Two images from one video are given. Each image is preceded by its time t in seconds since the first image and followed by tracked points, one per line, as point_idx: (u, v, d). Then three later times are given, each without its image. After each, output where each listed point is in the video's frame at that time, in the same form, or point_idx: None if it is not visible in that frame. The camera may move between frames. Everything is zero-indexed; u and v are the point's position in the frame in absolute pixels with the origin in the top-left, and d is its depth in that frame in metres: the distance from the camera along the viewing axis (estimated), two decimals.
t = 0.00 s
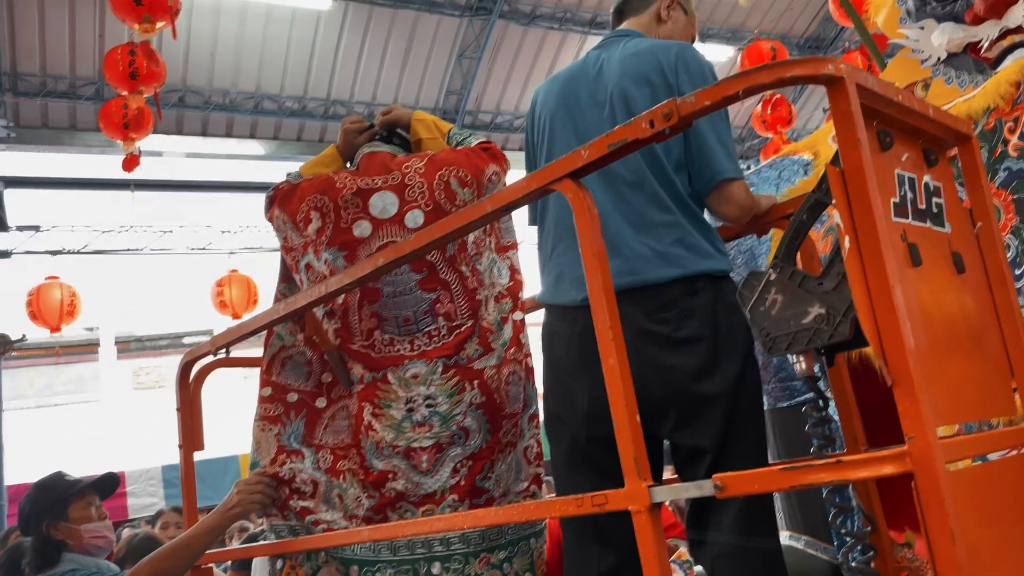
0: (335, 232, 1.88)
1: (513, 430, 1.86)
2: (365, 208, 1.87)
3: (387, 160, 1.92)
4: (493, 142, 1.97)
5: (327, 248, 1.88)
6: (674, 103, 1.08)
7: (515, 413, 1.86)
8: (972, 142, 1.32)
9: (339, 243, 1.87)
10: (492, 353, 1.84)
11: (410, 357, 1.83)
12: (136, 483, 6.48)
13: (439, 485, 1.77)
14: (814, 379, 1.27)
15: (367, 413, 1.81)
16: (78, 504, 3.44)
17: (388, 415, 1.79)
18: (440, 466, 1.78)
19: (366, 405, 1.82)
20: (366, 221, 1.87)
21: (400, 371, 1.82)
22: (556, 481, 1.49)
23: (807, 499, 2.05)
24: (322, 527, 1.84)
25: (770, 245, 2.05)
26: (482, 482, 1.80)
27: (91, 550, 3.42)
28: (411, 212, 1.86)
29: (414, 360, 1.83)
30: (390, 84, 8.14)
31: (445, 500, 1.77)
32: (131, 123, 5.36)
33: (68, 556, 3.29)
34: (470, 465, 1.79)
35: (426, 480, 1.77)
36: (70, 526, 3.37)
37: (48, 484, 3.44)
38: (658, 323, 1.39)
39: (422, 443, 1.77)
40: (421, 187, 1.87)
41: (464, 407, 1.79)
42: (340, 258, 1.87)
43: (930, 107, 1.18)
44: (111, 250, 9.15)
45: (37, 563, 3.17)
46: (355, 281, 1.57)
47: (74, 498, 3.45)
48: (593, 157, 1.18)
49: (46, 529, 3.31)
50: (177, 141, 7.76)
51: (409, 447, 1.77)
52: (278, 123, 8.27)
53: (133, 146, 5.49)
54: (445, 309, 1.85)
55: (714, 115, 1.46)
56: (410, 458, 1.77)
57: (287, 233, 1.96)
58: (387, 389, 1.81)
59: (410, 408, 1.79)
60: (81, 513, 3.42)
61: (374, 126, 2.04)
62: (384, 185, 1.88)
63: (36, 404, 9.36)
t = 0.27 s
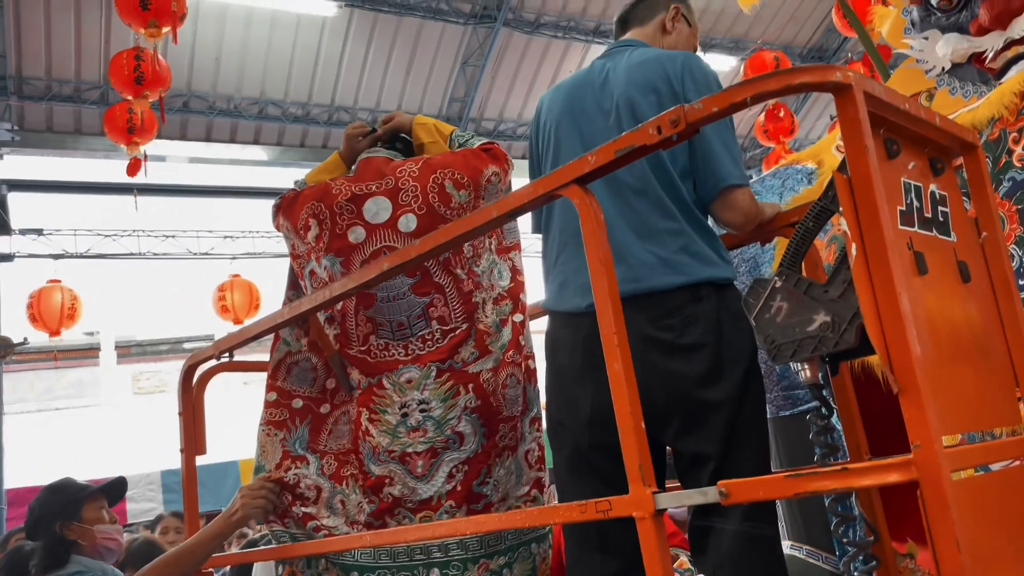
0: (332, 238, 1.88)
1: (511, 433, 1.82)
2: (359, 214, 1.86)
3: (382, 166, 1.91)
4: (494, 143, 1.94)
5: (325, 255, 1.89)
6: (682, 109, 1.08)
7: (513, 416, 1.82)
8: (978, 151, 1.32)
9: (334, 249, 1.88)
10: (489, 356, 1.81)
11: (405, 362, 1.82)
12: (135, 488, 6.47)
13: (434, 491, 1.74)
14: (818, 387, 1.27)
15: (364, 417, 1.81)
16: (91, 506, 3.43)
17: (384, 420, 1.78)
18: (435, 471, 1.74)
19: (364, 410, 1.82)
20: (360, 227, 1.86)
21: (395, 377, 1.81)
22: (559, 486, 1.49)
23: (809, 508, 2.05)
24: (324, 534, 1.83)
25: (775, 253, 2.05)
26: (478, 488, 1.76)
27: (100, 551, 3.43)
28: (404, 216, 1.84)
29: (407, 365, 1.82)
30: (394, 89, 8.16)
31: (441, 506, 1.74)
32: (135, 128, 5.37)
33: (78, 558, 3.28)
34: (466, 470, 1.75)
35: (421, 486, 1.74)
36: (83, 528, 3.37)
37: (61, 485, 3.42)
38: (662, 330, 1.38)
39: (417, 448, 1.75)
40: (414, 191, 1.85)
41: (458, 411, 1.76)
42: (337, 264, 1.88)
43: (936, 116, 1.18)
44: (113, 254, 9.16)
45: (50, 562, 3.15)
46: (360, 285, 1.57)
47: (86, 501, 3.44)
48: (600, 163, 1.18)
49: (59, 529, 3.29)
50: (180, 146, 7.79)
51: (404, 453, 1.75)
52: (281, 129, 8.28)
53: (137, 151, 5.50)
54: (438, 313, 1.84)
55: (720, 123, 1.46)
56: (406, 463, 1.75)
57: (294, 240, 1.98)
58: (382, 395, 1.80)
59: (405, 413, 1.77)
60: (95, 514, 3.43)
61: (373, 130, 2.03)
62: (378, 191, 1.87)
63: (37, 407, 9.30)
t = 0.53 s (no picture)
0: (325, 247, 1.89)
1: (503, 438, 1.80)
2: (348, 222, 1.87)
3: (371, 173, 1.91)
4: (494, 145, 1.92)
5: (321, 264, 1.90)
6: (686, 118, 1.08)
7: (506, 420, 1.80)
8: (981, 162, 1.32)
9: (328, 258, 1.88)
10: (481, 360, 1.79)
11: (394, 368, 1.82)
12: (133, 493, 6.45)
13: (425, 498, 1.73)
14: (820, 397, 1.26)
15: (357, 425, 1.80)
16: (101, 511, 3.46)
17: (375, 426, 1.78)
18: (425, 478, 1.74)
19: (358, 417, 1.82)
20: (350, 234, 1.86)
21: (385, 383, 1.81)
22: (559, 495, 1.49)
23: (810, 518, 2.04)
24: (324, 541, 1.84)
25: (776, 263, 2.05)
26: (469, 494, 1.75)
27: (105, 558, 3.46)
28: (392, 222, 1.83)
29: (398, 371, 1.81)
30: (396, 95, 8.17)
31: (433, 513, 1.73)
32: (137, 131, 5.38)
33: (86, 562, 3.32)
34: (456, 475, 1.74)
35: (413, 492, 1.73)
36: (93, 532, 3.39)
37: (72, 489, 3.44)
38: (664, 339, 1.38)
39: (407, 455, 1.74)
40: (401, 197, 1.84)
41: (447, 417, 1.75)
42: (330, 273, 1.88)
43: (939, 126, 1.18)
44: (113, 258, 9.15)
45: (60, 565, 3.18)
46: (361, 291, 1.57)
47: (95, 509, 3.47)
48: (603, 171, 1.18)
49: (70, 533, 3.31)
50: (182, 151, 7.79)
51: (394, 459, 1.74)
52: (283, 134, 8.29)
53: (139, 155, 5.51)
54: (427, 318, 1.83)
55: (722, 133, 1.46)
56: (396, 470, 1.74)
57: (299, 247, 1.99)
58: (374, 402, 1.80)
59: (394, 420, 1.77)
60: (105, 519, 3.45)
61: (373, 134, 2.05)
62: (366, 198, 1.86)
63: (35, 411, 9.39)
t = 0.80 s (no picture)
0: (318, 251, 1.89)
1: (492, 441, 1.80)
2: (341, 225, 1.87)
3: (365, 177, 1.91)
4: (493, 147, 1.91)
5: (318, 268, 1.91)
6: (685, 123, 1.08)
7: (496, 424, 1.80)
8: (981, 169, 1.32)
9: (323, 261, 1.89)
10: (471, 363, 1.80)
11: (384, 371, 1.81)
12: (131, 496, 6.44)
13: (414, 498, 1.75)
14: (819, 403, 1.25)
15: (345, 428, 1.79)
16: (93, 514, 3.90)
17: (364, 429, 1.77)
18: (414, 478, 1.75)
19: (346, 420, 1.80)
20: (343, 238, 1.86)
21: (374, 387, 1.81)
22: (557, 501, 1.48)
23: (808, 525, 2.04)
24: (324, 545, 1.82)
25: (776, 269, 2.04)
26: (456, 497, 1.75)
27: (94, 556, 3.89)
28: (383, 224, 1.83)
29: (387, 374, 1.81)
30: (397, 100, 8.18)
31: (421, 513, 1.74)
32: (138, 133, 5.39)
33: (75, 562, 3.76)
34: (444, 479, 1.75)
35: (402, 492, 1.75)
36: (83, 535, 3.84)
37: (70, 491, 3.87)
38: (666, 345, 1.37)
39: (396, 457, 1.75)
40: (393, 200, 1.83)
41: (436, 420, 1.75)
42: (325, 277, 1.89)
43: (939, 133, 1.18)
44: (113, 260, 9.14)
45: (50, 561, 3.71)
46: (360, 294, 1.57)
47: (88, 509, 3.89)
48: (603, 174, 1.17)
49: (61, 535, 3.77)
50: (183, 154, 7.80)
51: (385, 461, 1.75)
52: (284, 138, 8.30)
53: (140, 157, 5.51)
54: (417, 320, 1.82)
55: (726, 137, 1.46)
56: (386, 472, 1.75)
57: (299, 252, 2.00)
58: (362, 405, 1.79)
59: (383, 423, 1.76)
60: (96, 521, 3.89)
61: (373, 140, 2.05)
62: (359, 202, 1.86)
63: (34, 413, 9.31)
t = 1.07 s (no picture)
0: (319, 253, 1.88)
1: (491, 453, 1.79)
2: (343, 228, 1.86)
3: (368, 182, 1.91)
4: (496, 164, 1.93)
5: (316, 270, 1.90)
6: (682, 130, 1.08)
7: (494, 436, 1.80)
8: (978, 177, 1.32)
9: (322, 264, 1.88)
10: (471, 372, 1.80)
11: (381, 376, 1.81)
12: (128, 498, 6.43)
13: (408, 509, 1.72)
14: (816, 411, 1.25)
15: (343, 434, 1.79)
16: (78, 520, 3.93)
17: (361, 435, 1.77)
18: (410, 488, 1.73)
19: (344, 426, 1.80)
20: (344, 241, 1.86)
21: (372, 393, 1.80)
22: (554, 507, 1.48)
23: (805, 531, 2.04)
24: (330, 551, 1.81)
25: (774, 275, 2.04)
26: (452, 508, 1.73)
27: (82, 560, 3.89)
28: (385, 229, 1.83)
29: (385, 380, 1.80)
30: (397, 104, 8.19)
31: (416, 524, 1.72)
32: (137, 136, 5.39)
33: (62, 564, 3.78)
34: (440, 488, 1.73)
35: (396, 503, 1.73)
36: (68, 540, 3.87)
37: (57, 495, 3.89)
38: (664, 351, 1.37)
39: (393, 464, 1.74)
40: (396, 205, 1.84)
41: (434, 428, 1.75)
42: (323, 279, 1.89)
43: (936, 141, 1.18)
44: (112, 262, 9.15)
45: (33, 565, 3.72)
46: (357, 298, 1.56)
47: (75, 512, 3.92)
48: (600, 180, 1.17)
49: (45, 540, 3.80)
50: (183, 157, 7.81)
51: (381, 469, 1.74)
52: (284, 141, 8.30)
53: (139, 160, 5.51)
54: (416, 325, 1.82)
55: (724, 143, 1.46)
56: (382, 480, 1.74)
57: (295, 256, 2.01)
58: (359, 411, 1.79)
59: (381, 429, 1.76)
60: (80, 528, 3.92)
61: (375, 146, 2.04)
62: (361, 206, 1.86)
63: (32, 415, 9.38)
